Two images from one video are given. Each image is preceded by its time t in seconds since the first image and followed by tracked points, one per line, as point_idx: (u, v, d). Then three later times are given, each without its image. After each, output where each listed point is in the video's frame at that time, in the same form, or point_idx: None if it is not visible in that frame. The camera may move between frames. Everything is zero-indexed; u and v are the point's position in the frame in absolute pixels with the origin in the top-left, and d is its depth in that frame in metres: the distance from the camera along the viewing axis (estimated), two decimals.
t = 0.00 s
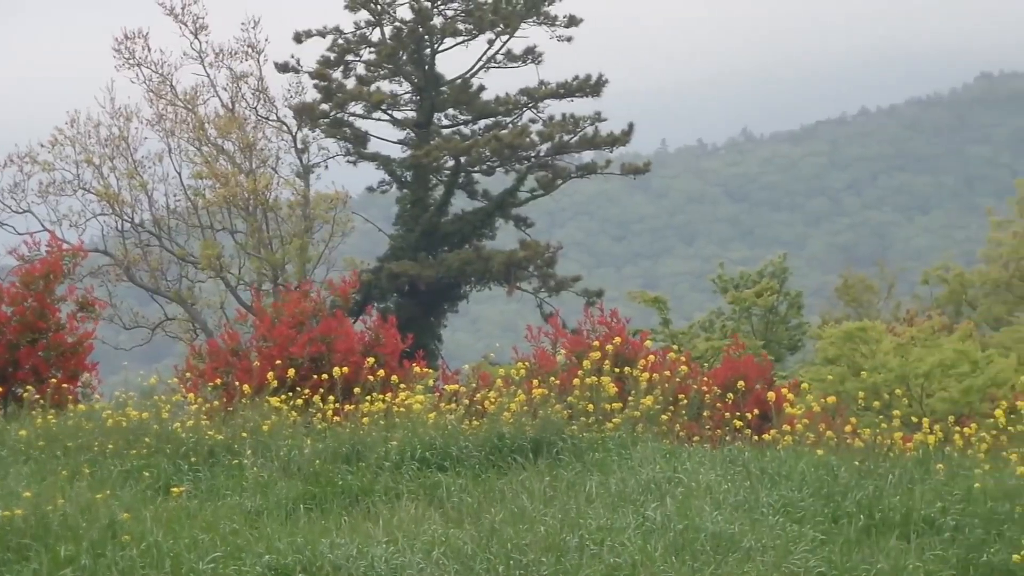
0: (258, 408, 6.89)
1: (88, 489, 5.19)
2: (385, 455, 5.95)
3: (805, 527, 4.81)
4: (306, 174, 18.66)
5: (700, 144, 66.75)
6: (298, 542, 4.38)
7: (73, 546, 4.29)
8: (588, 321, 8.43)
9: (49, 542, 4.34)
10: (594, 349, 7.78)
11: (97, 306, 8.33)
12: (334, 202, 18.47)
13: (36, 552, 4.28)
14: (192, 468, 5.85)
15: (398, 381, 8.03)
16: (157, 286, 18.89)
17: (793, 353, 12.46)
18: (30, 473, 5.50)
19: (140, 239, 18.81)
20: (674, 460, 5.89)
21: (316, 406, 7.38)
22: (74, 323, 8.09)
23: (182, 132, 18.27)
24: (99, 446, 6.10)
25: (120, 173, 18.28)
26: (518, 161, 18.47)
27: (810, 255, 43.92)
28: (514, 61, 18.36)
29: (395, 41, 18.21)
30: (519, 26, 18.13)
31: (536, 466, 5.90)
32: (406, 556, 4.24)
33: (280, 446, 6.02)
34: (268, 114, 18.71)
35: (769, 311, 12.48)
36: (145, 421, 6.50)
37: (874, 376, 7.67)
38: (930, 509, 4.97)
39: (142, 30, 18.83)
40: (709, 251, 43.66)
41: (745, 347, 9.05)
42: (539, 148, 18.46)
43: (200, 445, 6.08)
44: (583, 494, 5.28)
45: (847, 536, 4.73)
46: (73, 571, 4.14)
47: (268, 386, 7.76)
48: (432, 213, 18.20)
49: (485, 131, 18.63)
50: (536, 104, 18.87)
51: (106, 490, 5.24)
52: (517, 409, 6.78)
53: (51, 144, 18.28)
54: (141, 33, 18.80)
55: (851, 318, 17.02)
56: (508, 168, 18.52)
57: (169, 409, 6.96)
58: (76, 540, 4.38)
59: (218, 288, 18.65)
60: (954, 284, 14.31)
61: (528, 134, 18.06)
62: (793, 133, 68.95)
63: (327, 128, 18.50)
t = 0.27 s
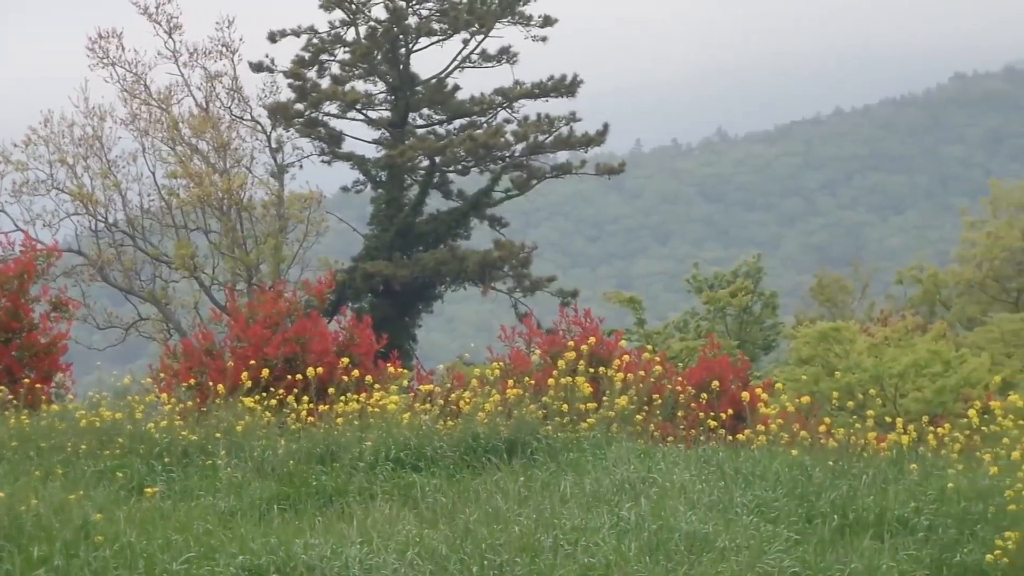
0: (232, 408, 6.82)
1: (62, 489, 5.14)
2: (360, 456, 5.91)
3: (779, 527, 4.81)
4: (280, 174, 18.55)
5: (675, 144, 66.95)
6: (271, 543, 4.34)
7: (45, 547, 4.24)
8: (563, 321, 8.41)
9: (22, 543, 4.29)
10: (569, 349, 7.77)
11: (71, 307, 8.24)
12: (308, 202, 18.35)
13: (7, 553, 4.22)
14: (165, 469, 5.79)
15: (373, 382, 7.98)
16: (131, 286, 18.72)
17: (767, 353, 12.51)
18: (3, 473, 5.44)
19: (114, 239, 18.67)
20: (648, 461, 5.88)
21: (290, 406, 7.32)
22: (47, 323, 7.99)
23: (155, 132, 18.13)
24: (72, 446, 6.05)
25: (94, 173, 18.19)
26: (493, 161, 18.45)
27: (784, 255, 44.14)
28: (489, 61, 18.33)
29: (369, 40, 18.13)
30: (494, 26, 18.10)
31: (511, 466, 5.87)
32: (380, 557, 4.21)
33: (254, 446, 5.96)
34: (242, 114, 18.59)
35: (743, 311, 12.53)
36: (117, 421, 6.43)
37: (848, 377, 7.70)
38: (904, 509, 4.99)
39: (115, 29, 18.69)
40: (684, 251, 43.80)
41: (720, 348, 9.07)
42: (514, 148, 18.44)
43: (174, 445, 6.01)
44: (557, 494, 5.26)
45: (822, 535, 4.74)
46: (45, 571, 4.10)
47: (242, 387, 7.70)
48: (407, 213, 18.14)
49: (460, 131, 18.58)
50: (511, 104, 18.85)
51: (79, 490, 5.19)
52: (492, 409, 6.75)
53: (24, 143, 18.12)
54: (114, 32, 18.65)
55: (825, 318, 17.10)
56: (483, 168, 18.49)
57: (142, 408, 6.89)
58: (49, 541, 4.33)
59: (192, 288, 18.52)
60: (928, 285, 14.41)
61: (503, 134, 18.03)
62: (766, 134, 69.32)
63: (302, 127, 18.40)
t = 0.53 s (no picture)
0: (210, 407, 6.77)
1: (41, 489, 5.11)
2: (339, 455, 5.87)
3: (758, 526, 4.81)
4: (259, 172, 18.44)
5: (655, 143, 67.06)
6: (250, 542, 4.31)
7: (23, 546, 4.22)
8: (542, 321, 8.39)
9: (0, 542, 4.27)
10: (549, 348, 7.74)
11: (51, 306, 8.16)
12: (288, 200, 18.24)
13: None
14: (144, 467, 5.76)
15: (352, 380, 7.93)
16: (109, 285, 18.60)
17: (747, 352, 12.55)
18: None
19: (93, 238, 18.57)
20: (628, 460, 5.87)
21: (269, 405, 7.27)
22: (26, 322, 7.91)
23: (134, 131, 18.03)
24: (51, 445, 6.02)
25: (73, 172, 18.17)
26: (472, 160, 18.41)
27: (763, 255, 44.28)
28: (468, 60, 18.31)
29: (349, 39, 18.06)
30: (473, 25, 18.08)
31: (490, 465, 5.85)
32: (359, 556, 4.18)
33: (233, 445, 5.91)
34: (221, 112, 18.48)
35: (723, 310, 12.56)
36: (95, 420, 6.37)
37: (827, 376, 7.72)
38: (883, 508, 5.00)
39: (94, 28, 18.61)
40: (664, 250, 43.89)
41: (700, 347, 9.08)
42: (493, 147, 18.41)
43: (153, 444, 5.97)
44: (536, 493, 5.24)
45: (800, 535, 4.74)
46: (24, 570, 4.07)
47: (222, 385, 7.64)
48: (386, 211, 18.07)
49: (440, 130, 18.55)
50: (490, 103, 18.82)
51: (57, 489, 5.16)
52: (471, 408, 6.72)
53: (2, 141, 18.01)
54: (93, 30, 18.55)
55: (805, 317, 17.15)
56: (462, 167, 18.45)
57: (121, 406, 6.82)
58: (27, 540, 4.31)
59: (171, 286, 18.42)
60: (907, 284, 14.48)
61: (482, 132, 18.00)
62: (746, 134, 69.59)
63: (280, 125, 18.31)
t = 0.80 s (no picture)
0: (182, 407, 6.71)
1: (12, 490, 5.06)
2: (312, 456, 5.83)
3: (731, 526, 4.81)
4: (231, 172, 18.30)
5: (628, 143, 67.22)
6: (223, 542, 4.27)
7: None
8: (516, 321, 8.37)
9: None
10: (522, 349, 7.73)
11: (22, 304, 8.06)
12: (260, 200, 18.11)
13: None
14: (116, 468, 5.70)
15: (325, 381, 7.88)
16: (81, 285, 18.40)
17: (720, 352, 12.60)
18: None
19: (64, 238, 18.41)
20: (601, 460, 5.86)
21: (242, 405, 7.21)
22: None
23: (106, 130, 17.87)
24: (22, 446, 5.95)
25: (45, 172, 18.02)
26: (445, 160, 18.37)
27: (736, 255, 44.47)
28: (441, 60, 18.27)
29: (321, 38, 17.97)
30: (446, 25, 18.03)
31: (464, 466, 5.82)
32: (333, 556, 4.15)
33: (205, 445, 5.86)
34: (194, 112, 18.33)
35: (696, 311, 12.61)
36: (66, 420, 6.31)
37: (800, 376, 7.76)
38: (856, 508, 5.02)
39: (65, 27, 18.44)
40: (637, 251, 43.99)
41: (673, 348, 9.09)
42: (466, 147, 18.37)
43: (125, 444, 5.91)
44: (510, 493, 5.23)
45: (773, 534, 4.75)
46: None
47: (194, 386, 7.57)
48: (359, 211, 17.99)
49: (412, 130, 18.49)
50: (463, 104, 18.79)
51: (29, 490, 5.11)
52: (445, 408, 6.70)
53: None
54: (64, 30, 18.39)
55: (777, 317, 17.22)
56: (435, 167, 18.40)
57: (92, 406, 6.75)
58: None
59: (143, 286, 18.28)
60: (879, 284, 14.58)
61: (455, 133, 17.96)
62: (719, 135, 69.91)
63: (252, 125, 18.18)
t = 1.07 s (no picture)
0: (160, 406, 6.67)
1: None
2: (291, 456, 5.79)
3: (711, 525, 4.82)
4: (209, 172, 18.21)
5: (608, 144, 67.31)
6: (203, 542, 4.24)
7: None
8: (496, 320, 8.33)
9: None
10: (502, 349, 7.71)
11: None
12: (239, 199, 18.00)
13: None
14: (94, 469, 5.65)
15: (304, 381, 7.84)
16: (59, 285, 18.13)
17: (699, 351, 12.62)
18: None
19: (42, 238, 18.27)
20: (581, 460, 5.85)
21: (221, 406, 7.16)
22: None
23: (84, 130, 17.74)
24: None
25: (23, 171, 17.88)
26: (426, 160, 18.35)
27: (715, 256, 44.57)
28: (421, 60, 18.22)
29: (300, 39, 17.89)
30: (426, 25, 17.98)
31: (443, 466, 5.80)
32: (311, 557, 4.11)
33: (184, 446, 5.81)
34: (173, 112, 18.20)
35: (676, 311, 12.62)
36: (44, 420, 6.27)
37: (779, 376, 7.77)
38: (836, 508, 5.02)
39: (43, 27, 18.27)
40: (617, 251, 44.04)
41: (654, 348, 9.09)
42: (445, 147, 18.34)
43: (104, 444, 5.86)
44: (489, 493, 5.21)
45: (753, 534, 4.76)
46: None
47: (172, 386, 7.52)
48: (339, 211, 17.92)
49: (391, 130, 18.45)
50: (443, 104, 18.74)
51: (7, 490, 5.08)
52: (424, 408, 6.68)
53: None
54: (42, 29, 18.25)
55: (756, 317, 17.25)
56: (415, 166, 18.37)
57: (70, 405, 6.70)
58: None
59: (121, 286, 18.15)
60: (859, 284, 14.64)
61: (435, 133, 17.92)
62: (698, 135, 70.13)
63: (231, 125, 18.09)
